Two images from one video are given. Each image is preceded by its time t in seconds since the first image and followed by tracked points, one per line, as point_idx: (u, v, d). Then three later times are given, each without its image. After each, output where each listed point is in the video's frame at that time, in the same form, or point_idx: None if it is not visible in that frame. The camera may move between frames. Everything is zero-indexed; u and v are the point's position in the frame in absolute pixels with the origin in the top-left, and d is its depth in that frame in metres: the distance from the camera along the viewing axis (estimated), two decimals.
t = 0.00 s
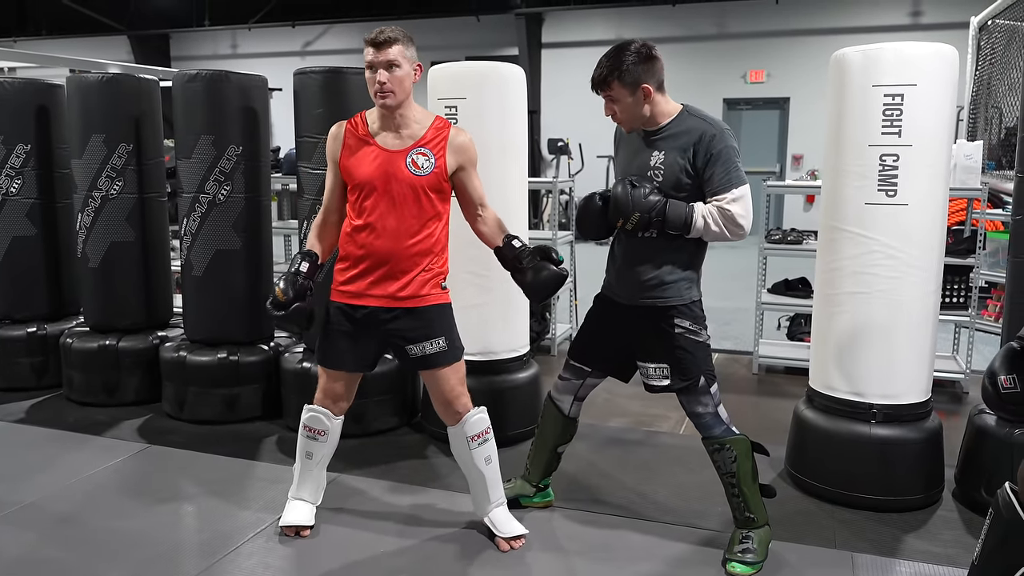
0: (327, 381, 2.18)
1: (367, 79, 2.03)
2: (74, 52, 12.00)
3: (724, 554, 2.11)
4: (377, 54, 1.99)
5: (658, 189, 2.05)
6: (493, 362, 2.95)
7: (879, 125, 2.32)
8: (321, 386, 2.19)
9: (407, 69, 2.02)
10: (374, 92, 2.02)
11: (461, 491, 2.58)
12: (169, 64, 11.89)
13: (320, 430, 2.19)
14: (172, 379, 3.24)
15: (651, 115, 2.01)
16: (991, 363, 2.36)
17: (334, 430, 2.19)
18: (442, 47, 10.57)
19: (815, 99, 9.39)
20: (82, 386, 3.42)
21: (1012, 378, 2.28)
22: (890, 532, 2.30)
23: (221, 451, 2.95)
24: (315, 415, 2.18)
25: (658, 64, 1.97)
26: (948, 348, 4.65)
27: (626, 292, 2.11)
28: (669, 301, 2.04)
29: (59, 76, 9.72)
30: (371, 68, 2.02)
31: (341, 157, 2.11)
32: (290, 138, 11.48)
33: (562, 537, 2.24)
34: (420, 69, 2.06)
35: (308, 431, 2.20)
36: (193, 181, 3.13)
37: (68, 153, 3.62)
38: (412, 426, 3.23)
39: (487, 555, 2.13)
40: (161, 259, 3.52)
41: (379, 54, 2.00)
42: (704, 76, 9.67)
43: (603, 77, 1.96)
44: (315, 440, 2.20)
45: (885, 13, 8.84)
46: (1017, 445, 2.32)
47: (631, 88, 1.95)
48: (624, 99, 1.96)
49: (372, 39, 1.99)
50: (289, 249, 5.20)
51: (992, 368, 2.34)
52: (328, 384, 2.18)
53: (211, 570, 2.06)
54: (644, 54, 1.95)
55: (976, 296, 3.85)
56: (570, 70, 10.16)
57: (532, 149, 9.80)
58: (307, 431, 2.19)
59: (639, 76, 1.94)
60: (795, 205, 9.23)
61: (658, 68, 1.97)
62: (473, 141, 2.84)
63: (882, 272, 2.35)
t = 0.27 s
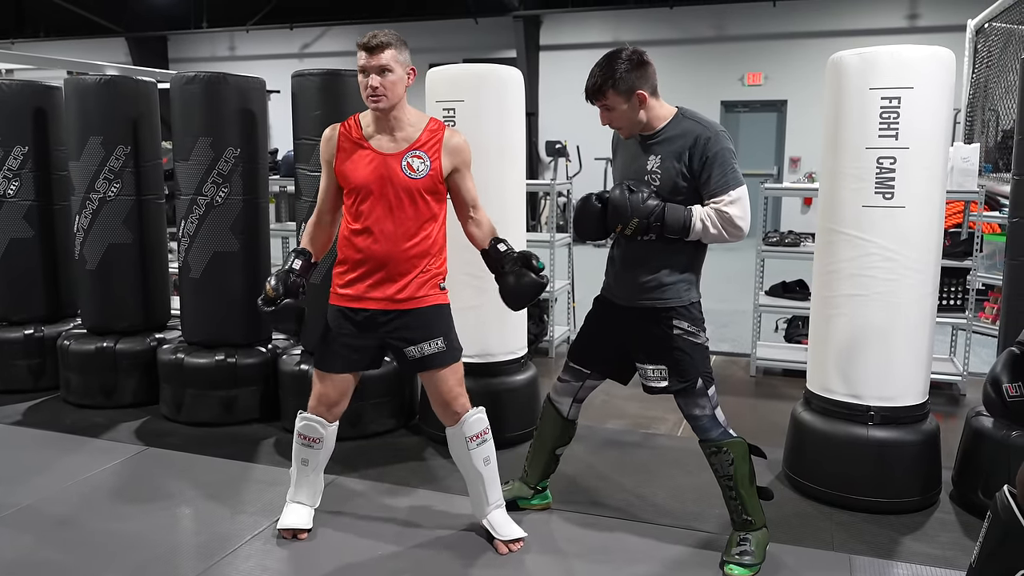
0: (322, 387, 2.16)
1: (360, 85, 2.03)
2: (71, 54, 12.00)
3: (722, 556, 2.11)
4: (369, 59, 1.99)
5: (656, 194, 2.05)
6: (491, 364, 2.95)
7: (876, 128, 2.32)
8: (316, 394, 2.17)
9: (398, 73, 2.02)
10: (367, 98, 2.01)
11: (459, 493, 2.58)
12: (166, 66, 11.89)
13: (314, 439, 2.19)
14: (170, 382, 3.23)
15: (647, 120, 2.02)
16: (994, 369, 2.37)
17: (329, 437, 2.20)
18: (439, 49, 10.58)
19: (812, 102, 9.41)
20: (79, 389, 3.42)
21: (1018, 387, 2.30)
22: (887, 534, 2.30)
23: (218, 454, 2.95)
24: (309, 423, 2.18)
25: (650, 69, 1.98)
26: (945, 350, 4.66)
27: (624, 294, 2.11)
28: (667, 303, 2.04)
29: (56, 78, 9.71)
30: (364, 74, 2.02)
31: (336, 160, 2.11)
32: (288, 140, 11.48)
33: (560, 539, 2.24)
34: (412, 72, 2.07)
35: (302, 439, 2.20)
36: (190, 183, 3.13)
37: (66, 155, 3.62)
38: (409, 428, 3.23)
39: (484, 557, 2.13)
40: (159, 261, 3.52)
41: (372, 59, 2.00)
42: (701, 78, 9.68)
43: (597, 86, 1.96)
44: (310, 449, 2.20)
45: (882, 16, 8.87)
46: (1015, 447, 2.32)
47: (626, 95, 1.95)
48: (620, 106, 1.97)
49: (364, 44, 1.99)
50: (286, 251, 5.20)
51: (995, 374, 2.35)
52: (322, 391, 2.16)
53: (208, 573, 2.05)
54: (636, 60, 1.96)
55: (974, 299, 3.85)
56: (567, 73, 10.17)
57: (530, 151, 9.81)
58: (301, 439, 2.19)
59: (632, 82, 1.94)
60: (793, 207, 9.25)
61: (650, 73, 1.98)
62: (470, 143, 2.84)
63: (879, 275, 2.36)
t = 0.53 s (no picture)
0: (312, 388, 2.14)
1: (368, 107, 1.93)
2: (71, 55, 12.01)
3: (722, 557, 2.11)
4: (381, 86, 1.90)
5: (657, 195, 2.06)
6: (490, 365, 2.95)
7: (876, 129, 2.32)
8: (305, 393, 2.15)
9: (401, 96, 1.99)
10: (376, 122, 1.96)
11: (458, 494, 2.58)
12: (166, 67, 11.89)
13: (308, 445, 2.18)
14: (169, 383, 3.23)
15: (646, 123, 2.02)
16: (994, 370, 2.37)
17: (322, 442, 2.19)
18: (439, 50, 10.58)
19: (811, 103, 9.41)
20: (79, 390, 3.42)
21: (1018, 388, 2.31)
22: (887, 534, 2.30)
23: (217, 454, 2.95)
24: (301, 431, 2.17)
25: (648, 71, 1.97)
26: (944, 351, 4.66)
27: (624, 294, 2.10)
28: (668, 303, 2.04)
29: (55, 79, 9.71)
30: (374, 96, 1.91)
31: (312, 167, 2.04)
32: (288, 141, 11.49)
33: (559, 540, 2.23)
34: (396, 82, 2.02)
35: (296, 446, 2.19)
36: (190, 184, 3.13)
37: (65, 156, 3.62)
38: (409, 429, 3.22)
39: (484, 557, 2.13)
40: (158, 262, 3.51)
41: (387, 86, 1.91)
42: (700, 80, 9.69)
43: (598, 92, 1.94)
44: (304, 454, 2.20)
45: (881, 18, 8.88)
46: (1015, 448, 2.32)
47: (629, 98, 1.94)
48: (621, 112, 1.96)
49: (379, 71, 1.88)
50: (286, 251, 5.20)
51: (996, 375, 2.36)
52: (313, 391, 2.14)
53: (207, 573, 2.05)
54: (634, 64, 1.95)
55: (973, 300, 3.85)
56: (567, 74, 10.18)
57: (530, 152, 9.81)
58: (293, 446, 2.19)
59: (634, 86, 1.93)
60: (792, 209, 9.26)
61: (650, 76, 1.97)
62: (470, 143, 2.84)
63: (878, 275, 2.36)
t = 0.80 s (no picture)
0: (320, 387, 2.18)
1: (376, 118, 1.99)
2: (71, 56, 12.01)
3: (722, 557, 2.10)
4: (392, 98, 1.96)
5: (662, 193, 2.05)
6: (489, 366, 2.94)
7: (876, 128, 2.32)
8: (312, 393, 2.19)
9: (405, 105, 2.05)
10: (382, 131, 2.02)
11: (458, 494, 2.57)
12: (166, 68, 11.89)
13: (313, 444, 2.19)
14: (169, 383, 3.23)
15: (648, 122, 2.01)
16: (993, 367, 2.39)
17: (328, 441, 2.20)
18: (439, 50, 10.58)
19: (812, 103, 9.41)
20: (78, 390, 3.41)
21: (1017, 386, 2.30)
22: (888, 534, 2.30)
23: (217, 454, 2.94)
24: (307, 429, 2.18)
25: (649, 71, 1.97)
26: (945, 351, 4.66)
27: (624, 293, 2.10)
28: (668, 302, 2.04)
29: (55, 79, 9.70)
30: (383, 108, 1.97)
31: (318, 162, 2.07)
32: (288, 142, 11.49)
33: (560, 540, 2.23)
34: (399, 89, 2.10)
35: (301, 445, 2.19)
36: (190, 183, 3.12)
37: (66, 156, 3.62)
38: (409, 429, 3.22)
39: (483, 556, 2.13)
40: (158, 262, 3.51)
41: (397, 98, 1.97)
42: (701, 80, 9.69)
43: (603, 96, 1.92)
44: (309, 453, 2.20)
45: (881, 18, 8.88)
46: (1015, 448, 2.31)
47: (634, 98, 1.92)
48: (627, 114, 1.94)
49: (391, 84, 1.95)
50: (286, 251, 5.20)
51: (994, 373, 2.36)
52: (321, 389, 2.18)
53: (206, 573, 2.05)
54: (636, 66, 1.93)
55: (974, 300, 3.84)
56: (567, 75, 10.18)
57: (530, 153, 9.81)
58: (299, 445, 2.19)
59: (638, 86, 1.92)
60: (792, 209, 9.26)
61: (652, 76, 1.96)
62: (470, 143, 2.84)
63: (879, 275, 2.35)
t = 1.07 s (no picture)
0: (354, 387, 2.17)
1: (432, 131, 2.02)
2: (71, 56, 12.02)
3: (722, 557, 2.10)
4: (449, 114, 1.99)
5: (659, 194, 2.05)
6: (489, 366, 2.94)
7: (876, 128, 2.32)
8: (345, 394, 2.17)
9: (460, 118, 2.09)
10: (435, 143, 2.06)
11: (459, 495, 2.57)
12: (165, 68, 11.89)
13: (336, 442, 2.17)
14: (169, 383, 3.23)
15: (648, 121, 2.01)
16: (994, 365, 2.39)
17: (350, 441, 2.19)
18: (438, 50, 10.57)
19: (811, 103, 9.42)
20: (79, 391, 3.41)
21: (1016, 382, 2.31)
22: (889, 534, 2.30)
23: (218, 455, 2.94)
24: (332, 428, 2.16)
25: (649, 70, 1.97)
26: (945, 350, 4.66)
27: (625, 295, 2.09)
28: (669, 303, 2.04)
29: (54, 79, 9.69)
30: (440, 122, 2.00)
31: (372, 173, 2.11)
32: (288, 142, 11.49)
33: (561, 541, 2.23)
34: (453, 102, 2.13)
35: (323, 443, 2.16)
36: (190, 184, 3.12)
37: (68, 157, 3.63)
38: (409, 429, 3.22)
39: (484, 557, 2.13)
40: (158, 263, 3.51)
41: (452, 113, 2.00)
42: (700, 79, 9.69)
43: (599, 92, 1.93)
44: (330, 452, 2.18)
45: (881, 17, 8.88)
46: (1016, 447, 2.31)
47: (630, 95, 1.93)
48: (624, 111, 1.95)
49: (449, 101, 1.97)
50: (286, 252, 5.19)
51: (995, 370, 2.38)
52: (354, 390, 2.17)
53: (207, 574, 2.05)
54: (634, 63, 1.94)
55: (974, 299, 3.83)
56: (567, 74, 10.18)
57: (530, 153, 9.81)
58: (322, 443, 2.16)
59: (634, 83, 1.93)
60: (792, 208, 9.26)
61: (651, 75, 1.97)
62: (469, 143, 2.84)
63: (880, 274, 2.35)
